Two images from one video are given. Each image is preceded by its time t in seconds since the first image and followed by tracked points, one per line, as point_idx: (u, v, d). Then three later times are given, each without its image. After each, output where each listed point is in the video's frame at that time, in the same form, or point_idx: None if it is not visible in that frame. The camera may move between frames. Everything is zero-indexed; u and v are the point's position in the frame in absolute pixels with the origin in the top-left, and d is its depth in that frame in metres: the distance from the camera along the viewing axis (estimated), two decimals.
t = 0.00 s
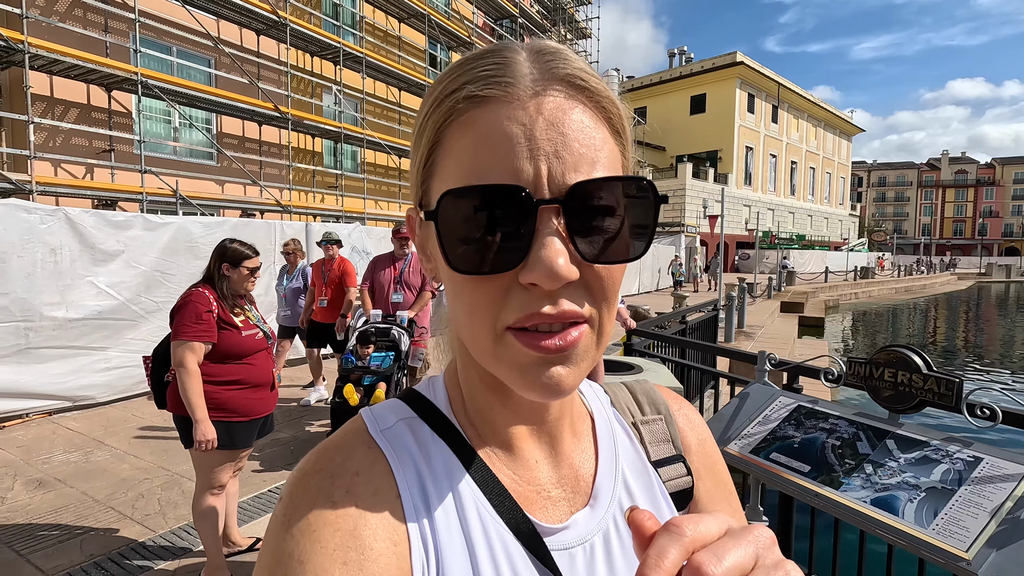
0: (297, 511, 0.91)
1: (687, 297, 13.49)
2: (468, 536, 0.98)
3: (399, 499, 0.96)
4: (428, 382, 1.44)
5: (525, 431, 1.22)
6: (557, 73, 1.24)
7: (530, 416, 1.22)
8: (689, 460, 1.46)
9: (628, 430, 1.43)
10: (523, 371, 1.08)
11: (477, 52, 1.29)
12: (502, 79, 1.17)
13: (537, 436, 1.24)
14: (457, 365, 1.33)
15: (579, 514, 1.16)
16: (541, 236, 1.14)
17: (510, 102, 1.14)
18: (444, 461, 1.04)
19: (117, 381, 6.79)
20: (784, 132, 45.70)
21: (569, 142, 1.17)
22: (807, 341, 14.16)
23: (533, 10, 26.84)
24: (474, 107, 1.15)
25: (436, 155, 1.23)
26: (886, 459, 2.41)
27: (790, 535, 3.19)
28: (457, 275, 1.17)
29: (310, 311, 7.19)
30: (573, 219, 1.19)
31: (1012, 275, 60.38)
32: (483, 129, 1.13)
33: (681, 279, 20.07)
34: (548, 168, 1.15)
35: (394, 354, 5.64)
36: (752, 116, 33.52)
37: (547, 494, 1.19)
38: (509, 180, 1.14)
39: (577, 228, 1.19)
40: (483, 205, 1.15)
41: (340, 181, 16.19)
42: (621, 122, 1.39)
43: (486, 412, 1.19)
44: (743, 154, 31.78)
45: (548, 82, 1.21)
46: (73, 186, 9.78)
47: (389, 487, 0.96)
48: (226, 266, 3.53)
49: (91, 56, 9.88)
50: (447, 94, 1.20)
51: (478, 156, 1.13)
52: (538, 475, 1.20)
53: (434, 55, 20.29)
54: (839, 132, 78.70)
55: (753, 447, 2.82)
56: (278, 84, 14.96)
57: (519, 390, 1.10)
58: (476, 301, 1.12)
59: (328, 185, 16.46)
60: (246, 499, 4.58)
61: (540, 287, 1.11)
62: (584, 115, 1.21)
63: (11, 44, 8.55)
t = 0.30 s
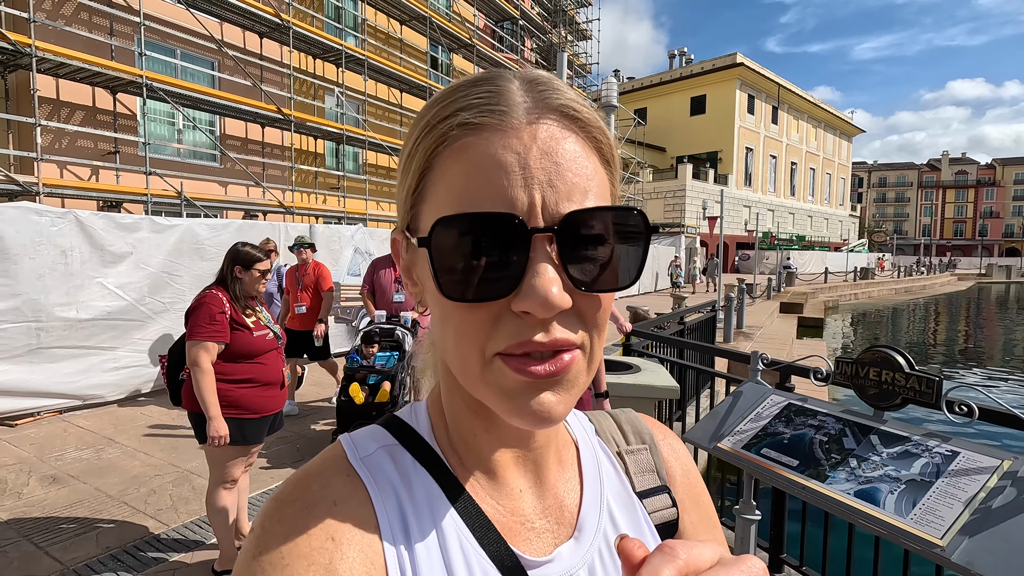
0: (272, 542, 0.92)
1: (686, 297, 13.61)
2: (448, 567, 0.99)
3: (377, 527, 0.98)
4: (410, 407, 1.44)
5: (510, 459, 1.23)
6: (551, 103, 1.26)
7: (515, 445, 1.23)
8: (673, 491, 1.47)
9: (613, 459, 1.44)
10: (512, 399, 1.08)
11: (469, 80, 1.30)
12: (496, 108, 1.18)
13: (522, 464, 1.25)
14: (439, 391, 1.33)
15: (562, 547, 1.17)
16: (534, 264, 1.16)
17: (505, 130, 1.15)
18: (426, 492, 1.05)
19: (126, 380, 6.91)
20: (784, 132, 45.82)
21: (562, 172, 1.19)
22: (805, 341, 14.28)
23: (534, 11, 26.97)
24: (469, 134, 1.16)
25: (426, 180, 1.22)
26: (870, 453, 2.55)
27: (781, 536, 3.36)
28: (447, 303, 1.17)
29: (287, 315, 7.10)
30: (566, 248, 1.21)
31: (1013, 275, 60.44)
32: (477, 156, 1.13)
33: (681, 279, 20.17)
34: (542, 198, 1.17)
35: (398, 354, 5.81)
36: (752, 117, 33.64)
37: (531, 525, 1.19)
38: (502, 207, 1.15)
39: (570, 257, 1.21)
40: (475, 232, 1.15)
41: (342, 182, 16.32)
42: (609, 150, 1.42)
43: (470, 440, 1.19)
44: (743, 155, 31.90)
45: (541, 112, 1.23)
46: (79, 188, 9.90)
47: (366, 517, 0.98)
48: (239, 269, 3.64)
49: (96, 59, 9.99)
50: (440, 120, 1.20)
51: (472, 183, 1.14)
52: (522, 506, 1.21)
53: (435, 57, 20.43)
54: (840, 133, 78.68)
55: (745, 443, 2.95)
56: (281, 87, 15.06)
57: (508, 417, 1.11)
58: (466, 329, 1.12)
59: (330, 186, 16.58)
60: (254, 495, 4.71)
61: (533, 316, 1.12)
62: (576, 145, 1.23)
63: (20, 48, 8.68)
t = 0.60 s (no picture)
0: (245, 545, 0.89)
1: (684, 298, 13.71)
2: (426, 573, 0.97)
3: (354, 533, 0.96)
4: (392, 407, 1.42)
5: (494, 463, 1.22)
6: (543, 106, 1.25)
7: (500, 449, 1.23)
8: (657, 495, 1.43)
9: (597, 462, 1.42)
10: (501, 405, 1.08)
11: (458, 78, 1.28)
12: (488, 110, 1.17)
13: (506, 468, 1.24)
14: (422, 393, 1.31)
15: (543, 550, 1.15)
16: (526, 269, 1.16)
17: (498, 132, 1.14)
18: (407, 499, 1.03)
19: (131, 377, 7.01)
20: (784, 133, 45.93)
21: (556, 176, 1.19)
22: (803, 341, 14.38)
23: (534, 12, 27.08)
24: (461, 136, 1.14)
25: (414, 182, 1.21)
26: (852, 444, 2.67)
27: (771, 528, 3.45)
28: (435, 306, 1.15)
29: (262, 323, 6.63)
30: (557, 252, 1.21)
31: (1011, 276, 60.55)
32: (468, 159, 1.12)
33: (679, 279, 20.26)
34: (535, 203, 1.17)
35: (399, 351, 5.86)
36: (751, 118, 33.74)
37: (513, 529, 1.18)
38: (495, 213, 1.14)
39: (561, 262, 1.22)
40: (465, 235, 1.14)
41: (343, 182, 16.42)
42: (600, 152, 1.42)
43: (452, 442, 1.18)
44: (743, 156, 32.01)
45: (534, 114, 1.22)
46: (83, 187, 9.98)
47: (345, 521, 0.96)
48: (245, 266, 3.75)
49: (99, 59, 10.07)
50: (430, 118, 1.17)
51: (463, 186, 1.13)
52: (504, 510, 1.19)
53: (436, 58, 20.53)
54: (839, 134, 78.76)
55: (734, 435, 3.06)
56: (282, 87, 15.14)
57: (496, 423, 1.10)
58: (454, 334, 1.11)
59: (331, 186, 16.67)
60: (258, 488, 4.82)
61: (524, 322, 1.12)
62: (568, 148, 1.23)
63: (24, 49, 8.77)
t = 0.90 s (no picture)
0: (277, 522, 0.90)
1: (679, 297, 13.80)
2: (455, 548, 0.99)
3: (385, 511, 0.97)
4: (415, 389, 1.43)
5: (518, 445, 1.24)
6: (575, 91, 1.28)
7: (524, 431, 1.25)
8: (677, 479, 1.45)
9: (616, 445, 1.44)
10: (532, 387, 1.10)
11: (489, 63, 1.30)
12: (521, 95, 1.19)
13: (529, 450, 1.26)
14: (447, 375, 1.33)
15: (567, 529, 1.17)
16: (558, 255, 1.19)
17: (531, 117, 1.16)
18: (435, 482, 1.04)
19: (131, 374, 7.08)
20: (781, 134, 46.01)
21: (587, 163, 1.21)
22: (797, 340, 14.46)
23: (531, 12, 27.17)
24: (494, 120, 1.16)
25: (442, 167, 1.22)
26: (832, 433, 2.75)
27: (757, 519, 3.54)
28: (464, 289, 1.18)
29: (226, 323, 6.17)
30: (588, 239, 1.23)
31: (1007, 276, 60.74)
32: (500, 143, 1.13)
33: (676, 279, 20.36)
34: (568, 188, 1.19)
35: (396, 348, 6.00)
36: (748, 118, 33.82)
37: (536, 509, 1.19)
38: (527, 198, 1.16)
39: (592, 249, 1.24)
40: (495, 220, 1.17)
41: (340, 181, 16.45)
42: (629, 139, 1.44)
43: (477, 423, 1.20)
44: (740, 156, 32.09)
45: (566, 99, 1.24)
46: (81, 185, 10.01)
47: (375, 500, 0.97)
48: (242, 261, 3.79)
49: (98, 59, 10.11)
50: (461, 103, 1.19)
51: (493, 170, 1.14)
52: (528, 490, 1.21)
53: (434, 58, 20.58)
54: (837, 134, 78.84)
55: (720, 426, 3.16)
56: (280, 87, 15.18)
57: (526, 405, 1.13)
58: (485, 317, 1.13)
59: (328, 185, 16.70)
60: (258, 481, 4.91)
61: (555, 306, 1.15)
62: (598, 134, 1.25)
63: (23, 48, 8.81)
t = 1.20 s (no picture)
0: (317, 511, 0.93)
1: (673, 297, 13.86)
2: (488, 532, 1.00)
3: (418, 496, 0.99)
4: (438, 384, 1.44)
5: (543, 432, 1.25)
6: (596, 88, 1.27)
7: (549, 418, 1.25)
8: (700, 459, 1.46)
9: (638, 429, 1.45)
10: (558, 375, 1.11)
11: (509, 61, 1.28)
12: (543, 93, 1.18)
13: (554, 437, 1.27)
14: (470, 368, 1.33)
15: (595, 512, 1.18)
16: (583, 247, 1.18)
17: (554, 115, 1.16)
18: (464, 468, 1.06)
19: (125, 373, 7.10)
20: (778, 135, 46.10)
21: (610, 158, 1.21)
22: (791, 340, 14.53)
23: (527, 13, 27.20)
24: (518, 118, 1.15)
25: (467, 165, 1.22)
26: (804, 428, 2.84)
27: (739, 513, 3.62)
28: (489, 283, 1.18)
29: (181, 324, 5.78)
30: (613, 230, 1.23)
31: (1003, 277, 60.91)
32: (527, 140, 1.13)
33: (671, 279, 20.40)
34: (591, 183, 1.19)
35: (387, 347, 6.07)
36: (745, 119, 33.91)
37: (564, 493, 1.20)
38: (553, 193, 1.16)
39: (616, 240, 1.24)
40: (519, 215, 1.16)
41: (336, 181, 16.46)
42: (646, 134, 1.44)
43: (502, 412, 1.21)
44: (736, 157, 32.17)
45: (587, 96, 1.24)
46: (75, 186, 10.03)
47: (407, 487, 0.98)
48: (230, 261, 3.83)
49: (93, 59, 10.12)
50: (485, 102, 1.18)
51: (520, 167, 1.14)
52: (555, 475, 1.22)
53: (429, 59, 20.59)
54: (833, 135, 78.99)
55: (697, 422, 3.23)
56: (276, 87, 15.18)
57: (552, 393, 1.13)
58: (511, 309, 1.13)
59: (324, 185, 16.71)
60: (250, 478, 4.96)
61: (581, 296, 1.15)
62: (619, 128, 1.25)
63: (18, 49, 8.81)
